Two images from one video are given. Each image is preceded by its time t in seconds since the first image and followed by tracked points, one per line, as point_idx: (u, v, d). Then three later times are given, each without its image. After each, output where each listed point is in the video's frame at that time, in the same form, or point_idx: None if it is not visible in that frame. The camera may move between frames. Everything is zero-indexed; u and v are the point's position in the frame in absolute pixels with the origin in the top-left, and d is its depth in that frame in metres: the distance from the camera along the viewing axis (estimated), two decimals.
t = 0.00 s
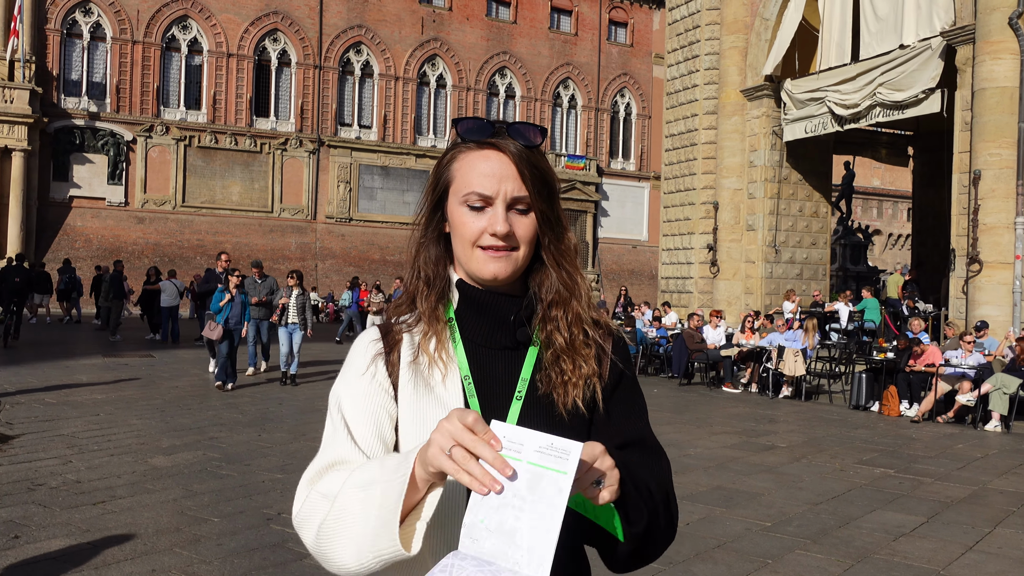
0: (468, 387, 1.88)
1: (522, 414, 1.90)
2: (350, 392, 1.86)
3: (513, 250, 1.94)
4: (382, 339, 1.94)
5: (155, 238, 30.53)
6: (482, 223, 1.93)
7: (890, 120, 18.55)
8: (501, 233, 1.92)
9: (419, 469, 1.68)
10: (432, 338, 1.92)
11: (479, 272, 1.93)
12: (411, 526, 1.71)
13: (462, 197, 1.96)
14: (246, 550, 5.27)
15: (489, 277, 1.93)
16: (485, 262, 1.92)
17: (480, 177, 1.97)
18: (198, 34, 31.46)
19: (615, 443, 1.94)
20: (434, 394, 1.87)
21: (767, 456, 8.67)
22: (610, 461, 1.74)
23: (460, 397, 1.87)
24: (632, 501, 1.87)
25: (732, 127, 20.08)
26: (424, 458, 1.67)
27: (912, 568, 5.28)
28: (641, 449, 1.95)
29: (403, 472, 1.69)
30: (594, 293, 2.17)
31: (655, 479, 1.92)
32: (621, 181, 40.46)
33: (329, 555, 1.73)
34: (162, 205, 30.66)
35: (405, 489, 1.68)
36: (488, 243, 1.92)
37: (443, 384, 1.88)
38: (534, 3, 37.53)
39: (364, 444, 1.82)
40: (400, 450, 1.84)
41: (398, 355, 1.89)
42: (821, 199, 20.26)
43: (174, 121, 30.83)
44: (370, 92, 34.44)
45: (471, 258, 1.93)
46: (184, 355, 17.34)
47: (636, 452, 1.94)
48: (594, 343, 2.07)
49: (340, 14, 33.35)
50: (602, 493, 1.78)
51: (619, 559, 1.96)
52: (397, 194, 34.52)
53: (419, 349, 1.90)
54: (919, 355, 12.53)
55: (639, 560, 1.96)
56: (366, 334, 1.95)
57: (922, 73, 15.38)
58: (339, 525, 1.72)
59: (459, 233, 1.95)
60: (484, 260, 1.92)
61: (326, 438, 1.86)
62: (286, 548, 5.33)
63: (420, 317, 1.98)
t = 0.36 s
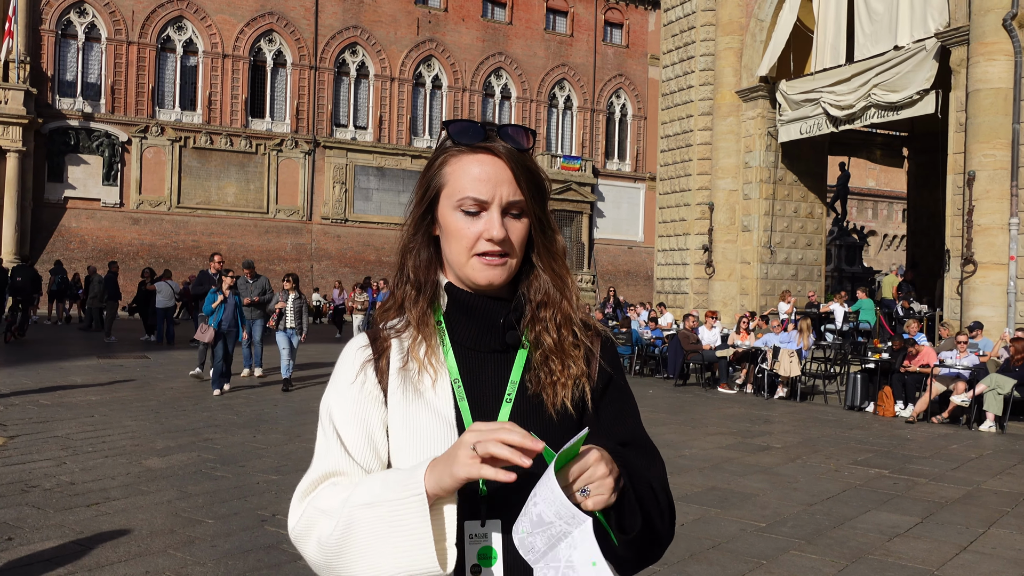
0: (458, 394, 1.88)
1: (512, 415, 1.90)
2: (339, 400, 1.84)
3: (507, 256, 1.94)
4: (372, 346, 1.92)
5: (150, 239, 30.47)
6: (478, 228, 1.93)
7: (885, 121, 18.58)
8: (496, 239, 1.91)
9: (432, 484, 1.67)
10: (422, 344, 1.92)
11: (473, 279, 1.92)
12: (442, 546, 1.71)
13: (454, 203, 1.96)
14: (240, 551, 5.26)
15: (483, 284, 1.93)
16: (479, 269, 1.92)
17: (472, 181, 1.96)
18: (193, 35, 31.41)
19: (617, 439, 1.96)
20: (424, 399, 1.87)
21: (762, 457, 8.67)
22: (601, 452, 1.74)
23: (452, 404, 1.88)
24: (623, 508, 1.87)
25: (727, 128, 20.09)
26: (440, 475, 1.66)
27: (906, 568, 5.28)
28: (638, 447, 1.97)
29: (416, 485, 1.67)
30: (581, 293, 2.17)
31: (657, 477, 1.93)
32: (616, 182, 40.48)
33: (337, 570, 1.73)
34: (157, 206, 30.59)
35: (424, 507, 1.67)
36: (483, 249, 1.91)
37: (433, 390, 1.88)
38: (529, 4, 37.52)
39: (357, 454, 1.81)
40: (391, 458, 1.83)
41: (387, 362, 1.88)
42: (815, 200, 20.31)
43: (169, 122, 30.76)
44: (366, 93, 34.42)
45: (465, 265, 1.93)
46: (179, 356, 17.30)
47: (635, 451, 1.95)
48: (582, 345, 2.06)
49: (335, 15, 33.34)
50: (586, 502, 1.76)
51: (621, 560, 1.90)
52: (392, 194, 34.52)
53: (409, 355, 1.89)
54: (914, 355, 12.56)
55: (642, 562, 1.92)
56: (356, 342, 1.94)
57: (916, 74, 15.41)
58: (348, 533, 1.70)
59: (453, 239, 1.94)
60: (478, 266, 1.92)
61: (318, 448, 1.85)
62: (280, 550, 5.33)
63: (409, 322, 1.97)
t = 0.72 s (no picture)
0: (455, 393, 1.88)
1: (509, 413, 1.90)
2: (337, 396, 1.82)
3: (504, 255, 1.93)
4: (367, 345, 1.91)
5: (144, 241, 30.38)
6: (475, 226, 1.92)
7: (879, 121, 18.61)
8: (495, 237, 1.91)
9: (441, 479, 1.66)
10: (418, 342, 1.91)
11: (470, 276, 1.92)
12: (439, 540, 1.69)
13: (452, 200, 1.96)
14: (236, 553, 5.25)
15: (481, 281, 1.92)
16: (476, 267, 1.91)
17: (470, 179, 1.96)
18: (186, 36, 31.33)
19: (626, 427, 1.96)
20: (421, 399, 1.86)
21: (758, 456, 8.68)
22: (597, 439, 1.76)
23: (448, 404, 1.87)
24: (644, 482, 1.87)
25: (721, 128, 20.10)
26: (450, 466, 1.65)
27: (901, 567, 5.28)
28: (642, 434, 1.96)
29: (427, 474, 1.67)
30: (575, 293, 2.17)
31: (664, 464, 1.93)
32: (610, 181, 40.52)
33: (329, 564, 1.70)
34: (151, 207, 30.50)
35: (431, 500, 1.66)
36: (481, 247, 1.91)
37: (429, 389, 1.88)
38: (523, 5, 37.51)
39: (355, 448, 1.79)
40: (389, 456, 1.83)
41: (385, 362, 1.87)
42: (809, 199, 20.35)
43: (162, 123, 30.72)
44: (359, 93, 34.39)
45: (463, 263, 1.92)
46: (174, 358, 17.27)
47: (645, 439, 1.95)
48: (577, 345, 2.06)
49: (329, 16, 33.32)
50: (586, 492, 1.76)
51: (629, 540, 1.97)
52: (387, 195, 34.51)
53: (405, 354, 1.89)
54: (908, 354, 12.58)
55: (654, 547, 1.97)
56: (351, 341, 1.92)
57: (909, 74, 15.45)
58: (348, 529, 1.68)
59: (450, 237, 1.94)
60: (476, 264, 1.92)
61: (316, 444, 1.83)
62: (275, 551, 5.31)
63: (406, 321, 1.96)
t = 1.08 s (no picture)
0: (458, 390, 1.88)
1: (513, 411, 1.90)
2: (342, 395, 1.83)
3: (507, 256, 1.93)
4: (373, 345, 1.90)
5: (140, 243, 30.31)
6: (479, 227, 1.92)
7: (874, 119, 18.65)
8: (498, 238, 1.91)
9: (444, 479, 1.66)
10: (423, 341, 1.91)
11: (472, 275, 1.92)
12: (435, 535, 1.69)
13: (458, 200, 1.95)
14: (235, 555, 5.24)
15: (482, 281, 1.92)
16: (478, 267, 1.91)
17: (475, 181, 1.96)
18: (181, 37, 31.25)
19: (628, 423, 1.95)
20: (425, 397, 1.86)
21: (755, 454, 8.69)
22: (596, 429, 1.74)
23: (452, 400, 1.88)
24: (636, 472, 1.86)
25: (717, 127, 20.14)
26: (454, 465, 1.65)
27: (899, 564, 5.29)
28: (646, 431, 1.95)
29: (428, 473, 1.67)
30: (579, 293, 2.16)
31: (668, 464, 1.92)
32: (606, 181, 40.51)
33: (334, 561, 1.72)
34: (146, 209, 30.45)
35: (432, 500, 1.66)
36: (484, 247, 1.91)
37: (434, 385, 1.88)
38: (518, 5, 37.47)
39: (360, 445, 1.80)
40: (395, 456, 1.82)
41: (390, 360, 1.87)
42: (805, 197, 20.35)
43: (157, 125, 30.66)
44: (355, 94, 34.35)
45: (466, 263, 1.92)
46: (170, 360, 17.24)
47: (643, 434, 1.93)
48: (581, 345, 2.06)
49: (324, 16, 33.30)
50: (587, 479, 1.73)
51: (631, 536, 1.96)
52: (383, 196, 34.49)
53: (410, 353, 1.89)
54: (904, 351, 12.60)
55: (656, 543, 1.95)
56: (356, 340, 1.92)
57: (903, 72, 15.51)
58: (352, 525, 1.69)
59: (455, 237, 1.94)
60: (478, 264, 1.92)
61: (322, 442, 1.83)
62: (274, 553, 5.30)
63: (411, 320, 1.96)
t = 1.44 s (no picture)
0: (459, 386, 1.88)
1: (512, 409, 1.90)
2: (342, 387, 1.82)
3: (509, 254, 1.93)
4: (375, 341, 1.89)
5: (139, 242, 30.31)
6: (482, 224, 1.91)
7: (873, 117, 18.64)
8: (501, 235, 1.90)
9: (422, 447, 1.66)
10: (426, 336, 1.91)
11: (474, 273, 1.92)
12: (422, 532, 1.68)
13: (463, 195, 1.94)
14: (235, 553, 5.24)
15: (483, 279, 1.92)
16: (480, 264, 1.91)
17: (482, 176, 1.94)
18: (179, 36, 31.23)
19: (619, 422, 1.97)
20: (426, 392, 1.86)
21: (755, 452, 8.70)
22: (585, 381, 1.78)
23: (453, 396, 1.87)
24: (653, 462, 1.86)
25: (716, 124, 20.12)
26: (437, 460, 1.64)
27: (899, 561, 5.29)
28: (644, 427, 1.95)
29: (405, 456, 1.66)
30: (579, 293, 2.16)
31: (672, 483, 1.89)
32: (606, 179, 40.47)
33: (328, 555, 1.70)
34: (145, 208, 30.45)
35: (404, 491, 1.64)
36: (486, 244, 1.91)
37: (434, 378, 1.88)
38: (517, 3, 37.45)
39: (360, 438, 1.79)
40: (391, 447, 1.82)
41: (392, 354, 1.86)
42: (805, 195, 20.33)
43: (156, 124, 30.62)
44: (353, 93, 34.32)
45: (468, 260, 1.92)
46: (170, 359, 17.23)
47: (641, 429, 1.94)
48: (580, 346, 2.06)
49: (323, 15, 33.26)
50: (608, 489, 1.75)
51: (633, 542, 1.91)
52: (382, 194, 34.44)
53: (411, 347, 1.89)
54: (904, 349, 12.59)
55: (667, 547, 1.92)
56: (358, 336, 1.91)
57: (902, 70, 15.51)
58: (334, 517, 1.68)
59: (457, 232, 1.94)
60: (480, 262, 1.91)
61: (323, 436, 1.83)
62: (274, 552, 5.30)
63: (414, 315, 1.95)
